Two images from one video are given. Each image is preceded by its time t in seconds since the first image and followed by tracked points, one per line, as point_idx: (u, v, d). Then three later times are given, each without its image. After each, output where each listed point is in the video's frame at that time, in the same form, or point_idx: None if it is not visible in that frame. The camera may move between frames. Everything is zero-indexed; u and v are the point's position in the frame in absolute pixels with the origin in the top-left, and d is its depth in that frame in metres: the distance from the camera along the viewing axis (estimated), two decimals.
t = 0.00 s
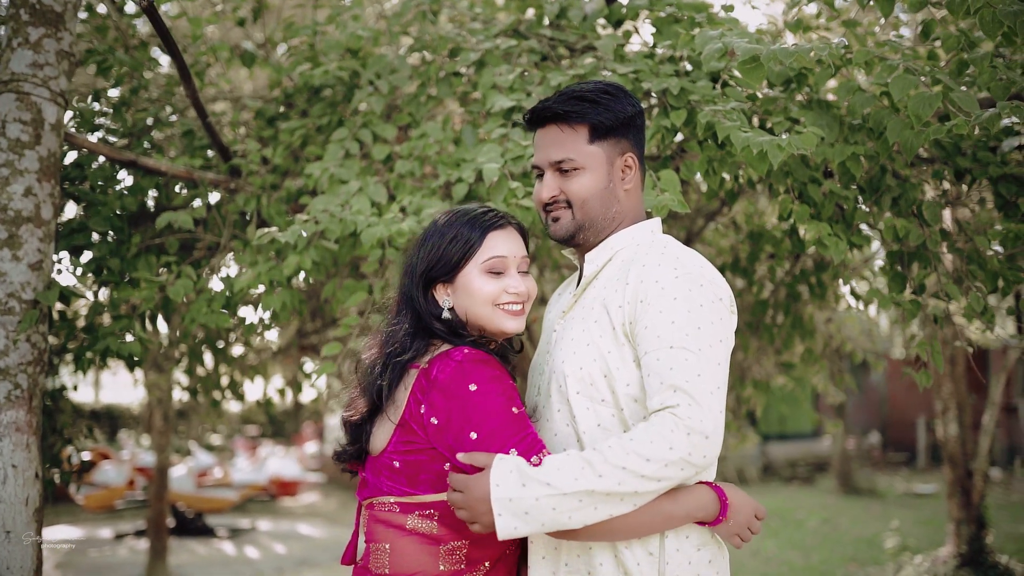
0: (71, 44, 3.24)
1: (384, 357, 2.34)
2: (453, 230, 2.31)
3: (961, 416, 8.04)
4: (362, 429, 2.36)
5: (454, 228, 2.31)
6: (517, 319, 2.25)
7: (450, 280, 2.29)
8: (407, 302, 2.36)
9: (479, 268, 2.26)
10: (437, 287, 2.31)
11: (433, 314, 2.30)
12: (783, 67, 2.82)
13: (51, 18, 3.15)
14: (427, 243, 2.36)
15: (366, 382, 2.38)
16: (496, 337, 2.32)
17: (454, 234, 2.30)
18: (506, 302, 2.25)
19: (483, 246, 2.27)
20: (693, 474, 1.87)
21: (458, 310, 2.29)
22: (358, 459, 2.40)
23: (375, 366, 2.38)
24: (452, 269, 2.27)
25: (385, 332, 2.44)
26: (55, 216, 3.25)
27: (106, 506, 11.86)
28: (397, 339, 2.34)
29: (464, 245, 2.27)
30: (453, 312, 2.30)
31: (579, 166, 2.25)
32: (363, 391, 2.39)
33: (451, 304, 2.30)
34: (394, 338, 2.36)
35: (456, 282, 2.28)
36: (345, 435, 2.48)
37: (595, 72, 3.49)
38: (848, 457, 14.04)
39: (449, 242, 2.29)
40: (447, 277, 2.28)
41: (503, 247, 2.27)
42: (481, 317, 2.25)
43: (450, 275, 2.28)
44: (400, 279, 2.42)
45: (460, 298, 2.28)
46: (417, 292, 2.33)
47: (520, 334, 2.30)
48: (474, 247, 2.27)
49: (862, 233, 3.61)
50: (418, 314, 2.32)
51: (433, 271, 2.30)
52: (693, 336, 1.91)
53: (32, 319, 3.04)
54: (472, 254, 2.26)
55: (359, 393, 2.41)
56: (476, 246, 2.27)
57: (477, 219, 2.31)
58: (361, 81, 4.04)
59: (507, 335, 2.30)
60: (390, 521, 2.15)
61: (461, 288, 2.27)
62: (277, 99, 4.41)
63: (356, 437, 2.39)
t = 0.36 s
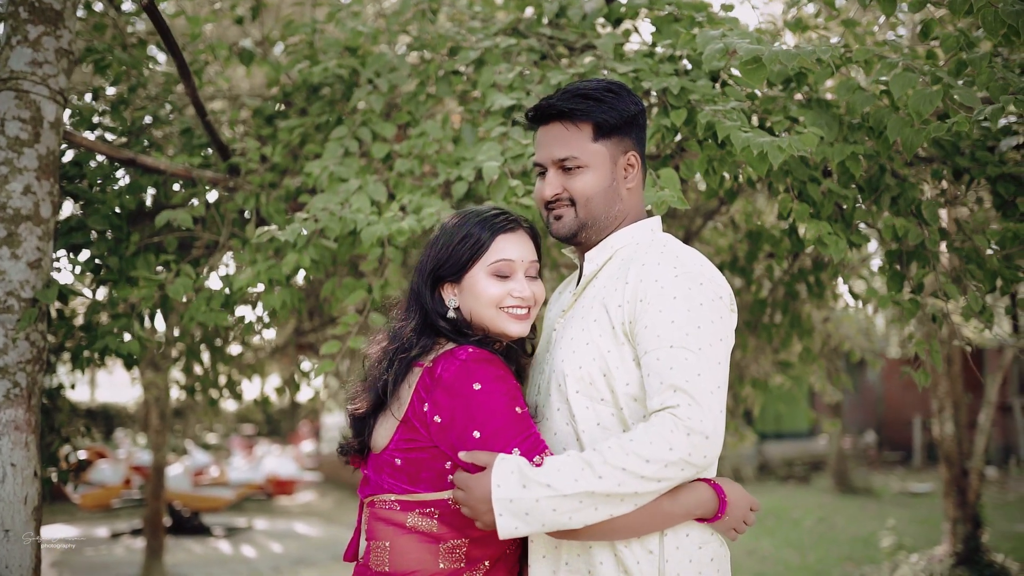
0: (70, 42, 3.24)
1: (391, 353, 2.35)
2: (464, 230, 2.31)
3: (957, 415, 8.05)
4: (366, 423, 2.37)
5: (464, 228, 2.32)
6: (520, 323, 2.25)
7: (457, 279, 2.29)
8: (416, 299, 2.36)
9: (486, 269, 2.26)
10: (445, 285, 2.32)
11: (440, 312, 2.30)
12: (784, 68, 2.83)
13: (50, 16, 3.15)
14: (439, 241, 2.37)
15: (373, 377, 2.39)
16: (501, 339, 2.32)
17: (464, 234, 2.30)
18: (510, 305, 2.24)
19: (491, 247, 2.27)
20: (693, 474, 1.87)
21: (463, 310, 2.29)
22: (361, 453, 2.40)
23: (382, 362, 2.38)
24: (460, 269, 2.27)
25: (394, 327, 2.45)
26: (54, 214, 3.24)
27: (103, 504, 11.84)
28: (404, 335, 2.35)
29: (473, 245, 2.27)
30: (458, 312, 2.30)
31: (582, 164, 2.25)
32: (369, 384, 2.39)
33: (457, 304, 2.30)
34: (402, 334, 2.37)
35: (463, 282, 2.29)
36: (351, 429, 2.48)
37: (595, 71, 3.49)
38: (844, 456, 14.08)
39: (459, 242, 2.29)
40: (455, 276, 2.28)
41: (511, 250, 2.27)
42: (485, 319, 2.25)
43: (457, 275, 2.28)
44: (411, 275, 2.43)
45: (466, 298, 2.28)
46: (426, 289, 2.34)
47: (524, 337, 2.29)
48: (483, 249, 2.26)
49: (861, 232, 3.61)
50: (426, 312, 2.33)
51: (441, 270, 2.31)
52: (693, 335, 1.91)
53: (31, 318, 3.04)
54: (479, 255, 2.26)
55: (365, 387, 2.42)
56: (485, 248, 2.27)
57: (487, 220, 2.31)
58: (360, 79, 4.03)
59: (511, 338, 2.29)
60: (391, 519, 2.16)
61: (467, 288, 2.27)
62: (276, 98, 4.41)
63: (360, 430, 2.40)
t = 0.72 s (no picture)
0: (70, 40, 3.23)
1: (396, 350, 2.35)
2: (472, 230, 2.32)
3: (954, 414, 8.07)
4: (371, 418, 2.37)
5: (472, 228, 2.32)
6: (525, 324, 2.24)
7: (464, 279, 2.30)
8: (423, 298, 2.37)
9: (492, 269, 2.26)
10: (451, 285, 2.32)
11: (446, 311, 2.30)
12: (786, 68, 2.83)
13: (50, 15, 3.15)
14: (447, 241, 2.37)
15: (379, 373, 2.39)
16: (508, 339, 2.32)
17: (472, 234, 2.31)
18: (515, 305, 2.24)
19: (497, 247, 2.27)
20: (695, 474, 1.88)
21: (469, 309, 2.29)
22: (365, 448, 2.41)
23: (387, 358, 2.38)
24: (466, 268, 2.28)
25: (401, 325, 2.45)
26: (54, 213, 3.24)
27: (100, 503, 11.83)
28: (410, 332, 2.35)
29: (480, 245, 2.28)
30: (464, 311, 2.30)
31: (588, 163, 2.25)
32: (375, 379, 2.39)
33: (463, 304, 2.30)
34: (408, 332, 2.37)
35: (470, 281, 2.29)
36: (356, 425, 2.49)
37: (595, 70, 3.50)
38: (841, 454, 14.11)
39: (466, 241, 2.30)
40: (461, 275, 2.29)
41: (517, 250, 2.26)
42: (490, 319, 2.25)
43: (464, 274, 2.29)
44: (419, 275, 2.44)
45: (471, 297, 2.28)
46: (433, 289, 2.35)
47: (529, 338, 2.28)
48: (489, 249, 2.27)
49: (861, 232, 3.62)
50: (432, 309, 2.33)
51: (448, 270, 2.31)
52: (695, 335, 1.91)
53: (31, 317, 3.04)
54: (486, 255, 2.27)
55: (370, 382, 2.42)
56: (491, 247, 2.27)
57: (494, 220, 2.32)
58: (360, 78, 4.03)
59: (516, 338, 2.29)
60: (392, 516, 2.16)
61: (473, 287, 2.28)
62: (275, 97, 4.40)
63: (365, 425, 2.40)
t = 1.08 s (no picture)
0: (67, 39, 3.23)
1: (399, 346, 2.35)
2: (476, 229, 2.33)
3: (948, 412, 8.10)
4: (372, 414, 2.37)
5: (477, 228, 2.33)
6: (528, 323, 2.24)
7: (467, 279, 2.30)
8: (427, 296, 2.37)
9: (495, 269, 2.26)
10: (456, 285, 2.33)
11: (449, 310, 2.31)
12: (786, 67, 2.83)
13: (46, 13, 3.14)
14: (452, 241, 2.38)
15: (381, 369, 2.39)
16: (511, 338, 2.32)
17: (476, 234, 2.31)
18: (517, 305, 2.24)
19: (501, 247, 2.27)
20: (694, 473, 1.88)
21: (472, 309, 2.30)
22: (365, 444, 2.41)
23: (390, 355, 2.39)
24: (469, 268, 2.29)
25: (405, 323, 2.46)
26: (51, 211, 3.23)
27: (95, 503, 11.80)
28: (413, 329, 2.35)
29: (483, 245, 2.28)
30: (467, 311, 2.31)
31: (592, 162, 2.25)
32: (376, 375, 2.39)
33: (467, 303, 2.31)
34: (412, 329, 2.38)
35: (473, 281, 2.29)
36: (357, 421, 2.49)
37: (593, 69, 3.50)
38: (835, 453, 14.15)
39: (470, 241, 2.30)
40: (464, 275, 2.29)
41: (520, 251, 2.26)
42: (493, 319, 2.25)
43: (467, 274, 2.29)
44: (425, 274, 2.45)
45: (475, 297, 2.29)
46: (438, 288, 2.36)
47: (532, 338, 2.28)
48: (493, 249, 2.27)
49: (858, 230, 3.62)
50: (436, 307, 2.33)
51: (452, 269, 2.32)
52: (695, 334, 1.91)
53: (28, 316, 3.03)
54: (489, 254, 2.27)
55: (372, 378, 2.42)
56: (494, 247, 2.27)
57: (499, 221, 2.32)
58: (357, 76, 4.03)
59: (519, 338, 2.29)
60: (391, 514, 2.16)
61: (477, 287, 2.28)
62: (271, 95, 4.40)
63: (366, 421, 2.41)
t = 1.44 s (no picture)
0: (65, 37, 3.22)
1: (402, 343, 2.36)
2: (481, 230, 2.33)
3: (944, 411, 8.12)
4: (374, 411, 2.37)
5: (482, 228, 2.33)
6: (531, 323, 2.24)
7: (471, 279, 2.30)
8: (432, 296, 2.38)
9: (499, 269, 2.26)
10: (460, 285, 2.33)
11: (452, 308, 2.31)
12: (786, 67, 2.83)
13: (44, 11, 3.13)
14: (457, 241, 2.38)
15: (384, 365, 2.40)
16: (514, 338, 2.32)
17: (481, 234, 2.31)
18: (521, 305, 2.23)
19: (505, 248, 2.27)
20: (695, 471, 1.88)
21: (476, 309, 2.30)
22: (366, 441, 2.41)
23: (393, 352, 2.39)
24: (473, 267, 2.29)
25: (409, 321, 2.46)
26: (49, 210, 3.22)
27: (91, 502, 11.78)
28: (417, 326, 2.36)
29: (488, 245, 2.28)
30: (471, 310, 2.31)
31: (597, 162, 2.25)
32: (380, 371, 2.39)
33: (471, 303, 2.31)
34: (415, 327, 2.38)
35: (477, 281, 2.29)
36: (358, 418, 2.49)
37: (592, 68, 3.50)
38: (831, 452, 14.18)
39: (474, 242, 2.31)
40: (469, 275, 2.29)
41: (524, 251, 2.26)
42: (497, 319, 2.25)
43: (472, 274, 2.29)
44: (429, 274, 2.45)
45: (479, 297, 2.29)
46: (442, 287, 2.36)
47: (535, 337, 2.28)
48: (497, 249, 2.27)
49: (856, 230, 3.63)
50: (440, 306, 2.34)
51: (456, 269, 2.32)
52: (696, 332, 1.91)
53: (26, 315, 3.02)
54: (493, 255, 2.27)
55: (375, 375, 2.42)
56: (499, 247, 2.27)
57: (503, 221, 2.32)
58: (356, 75, 4.03)
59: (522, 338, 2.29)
60: (391, 512, 2.16)
61: (481, 287, 2.28)
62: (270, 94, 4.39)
63: (367, 418, 2.41)
